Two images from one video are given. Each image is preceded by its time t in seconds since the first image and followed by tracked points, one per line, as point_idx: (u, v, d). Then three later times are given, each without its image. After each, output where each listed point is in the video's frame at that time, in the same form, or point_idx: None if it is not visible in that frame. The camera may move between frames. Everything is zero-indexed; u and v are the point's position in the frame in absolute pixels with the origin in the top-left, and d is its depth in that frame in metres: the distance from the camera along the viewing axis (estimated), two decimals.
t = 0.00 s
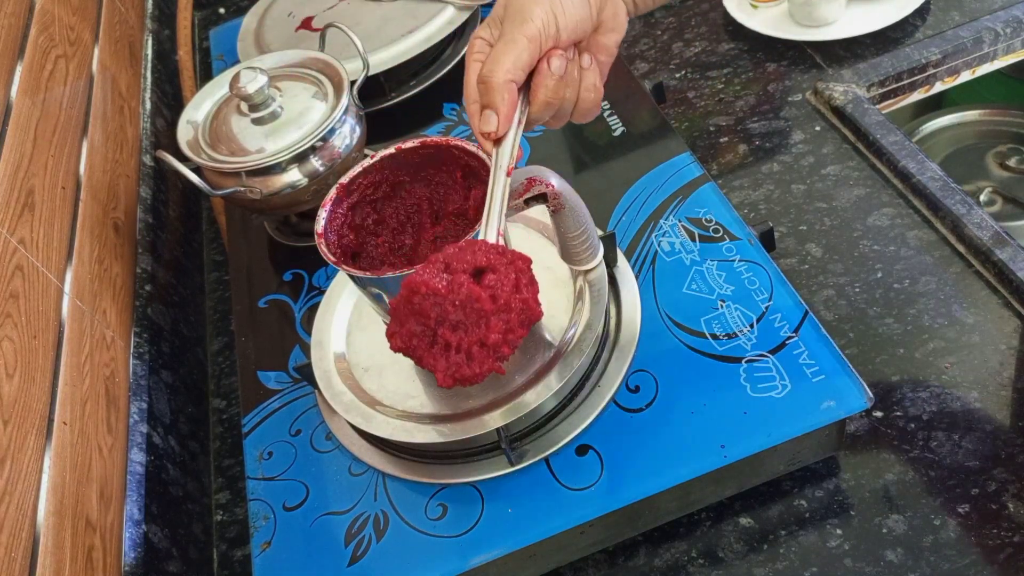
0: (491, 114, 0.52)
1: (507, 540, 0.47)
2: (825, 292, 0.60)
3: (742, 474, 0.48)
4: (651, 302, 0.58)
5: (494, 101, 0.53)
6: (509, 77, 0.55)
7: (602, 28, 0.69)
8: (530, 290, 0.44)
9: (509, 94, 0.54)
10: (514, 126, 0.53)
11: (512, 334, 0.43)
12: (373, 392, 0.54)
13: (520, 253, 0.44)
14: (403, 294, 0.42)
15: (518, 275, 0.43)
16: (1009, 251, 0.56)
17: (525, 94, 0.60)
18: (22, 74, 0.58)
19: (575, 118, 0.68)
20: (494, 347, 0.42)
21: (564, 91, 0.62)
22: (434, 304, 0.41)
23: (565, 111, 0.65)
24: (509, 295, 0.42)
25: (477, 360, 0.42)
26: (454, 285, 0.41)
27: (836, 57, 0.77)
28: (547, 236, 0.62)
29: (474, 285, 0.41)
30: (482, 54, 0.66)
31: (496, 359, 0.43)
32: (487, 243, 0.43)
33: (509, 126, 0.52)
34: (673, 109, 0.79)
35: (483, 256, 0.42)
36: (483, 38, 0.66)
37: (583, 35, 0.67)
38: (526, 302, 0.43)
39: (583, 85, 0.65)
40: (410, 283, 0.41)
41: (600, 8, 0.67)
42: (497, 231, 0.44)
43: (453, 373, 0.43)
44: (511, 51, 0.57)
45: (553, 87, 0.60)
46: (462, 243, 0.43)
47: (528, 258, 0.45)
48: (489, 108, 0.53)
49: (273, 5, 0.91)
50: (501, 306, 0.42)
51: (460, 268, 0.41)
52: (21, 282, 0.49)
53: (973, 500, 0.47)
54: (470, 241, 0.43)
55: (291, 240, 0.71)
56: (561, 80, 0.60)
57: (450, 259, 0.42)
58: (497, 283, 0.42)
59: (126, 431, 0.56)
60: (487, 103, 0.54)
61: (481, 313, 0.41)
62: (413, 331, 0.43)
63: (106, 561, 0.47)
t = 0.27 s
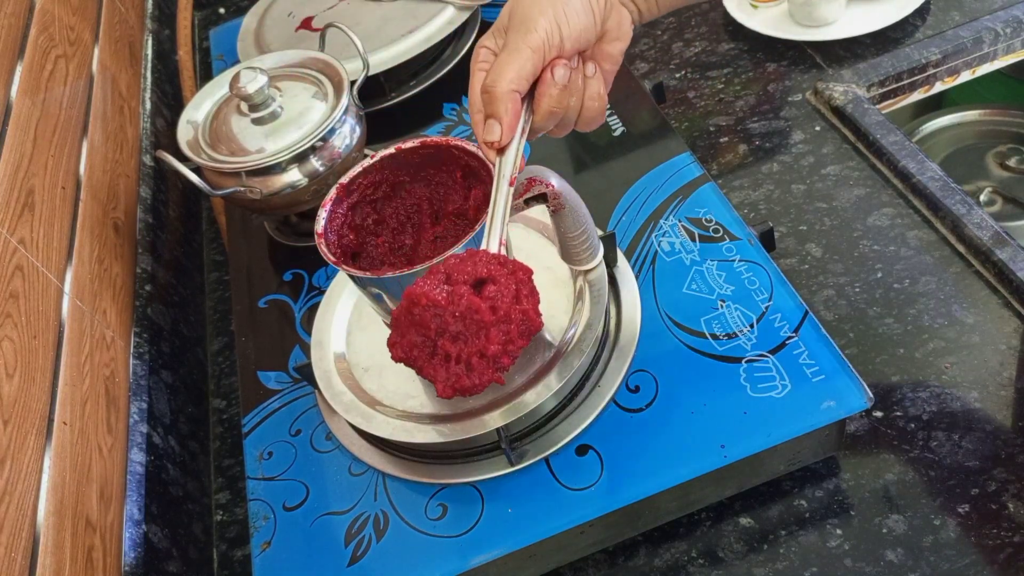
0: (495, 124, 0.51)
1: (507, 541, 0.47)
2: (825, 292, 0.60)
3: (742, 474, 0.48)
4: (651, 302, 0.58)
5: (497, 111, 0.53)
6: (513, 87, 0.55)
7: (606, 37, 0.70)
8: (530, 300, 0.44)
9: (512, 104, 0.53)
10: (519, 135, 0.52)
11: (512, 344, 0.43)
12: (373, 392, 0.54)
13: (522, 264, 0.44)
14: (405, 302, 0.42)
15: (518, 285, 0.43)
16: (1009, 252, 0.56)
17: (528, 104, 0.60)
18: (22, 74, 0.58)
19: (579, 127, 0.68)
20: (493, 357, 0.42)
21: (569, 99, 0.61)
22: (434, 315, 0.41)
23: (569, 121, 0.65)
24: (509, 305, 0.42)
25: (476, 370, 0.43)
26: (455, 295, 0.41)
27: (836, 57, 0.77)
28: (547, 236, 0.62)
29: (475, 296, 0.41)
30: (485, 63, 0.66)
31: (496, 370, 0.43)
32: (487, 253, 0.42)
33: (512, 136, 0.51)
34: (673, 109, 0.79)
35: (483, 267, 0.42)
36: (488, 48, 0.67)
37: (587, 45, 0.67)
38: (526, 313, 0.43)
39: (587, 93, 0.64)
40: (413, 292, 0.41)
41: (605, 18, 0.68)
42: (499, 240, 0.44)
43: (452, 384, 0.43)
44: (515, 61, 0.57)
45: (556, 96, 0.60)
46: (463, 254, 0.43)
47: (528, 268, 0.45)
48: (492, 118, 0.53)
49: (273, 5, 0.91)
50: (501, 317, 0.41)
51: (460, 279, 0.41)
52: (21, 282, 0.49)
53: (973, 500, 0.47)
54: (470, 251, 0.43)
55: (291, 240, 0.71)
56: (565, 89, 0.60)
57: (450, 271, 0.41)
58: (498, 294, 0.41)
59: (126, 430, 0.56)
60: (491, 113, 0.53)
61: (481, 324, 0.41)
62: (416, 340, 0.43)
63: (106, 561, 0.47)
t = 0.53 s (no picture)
0: (496, 124, 0.49)
1: (507, 540, 0.47)
2: (825, 292, 0.60)
3: (741, 474, 0.48)
4: (651, 302, 0.58)
5: (498, 113, 0.53)
6: (513, 89, 0.55)
7: (608, 39, 0.70)
8: (532, 303, 0.43)
9: (512, 106, 0.53)
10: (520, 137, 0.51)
11: (513, 347, 0.43)
12: (373, 392, 0.54)
13: (523, 266, 0.44)
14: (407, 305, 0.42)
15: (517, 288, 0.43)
16: (1009, 252, 0.56)
17: (529, 106, 0.59)
18: (22, 74, 0.58)
19: (580, 129, 0.68)
20: (495, 360, 0.42)
21: (569, 101, 0.61)
22: (435, 317, 0.41)
23: (569, 122, 0.65)
24: (510, 307, 0.42)
25: (477, 373, 0.42)
26: (455, 298, 0.41)
27: (836, 57, 0.77)
28: (547, 236, 0.62)
29: (475, 298, 0.41)
30: (486, 65, 0.66)
31: (498, 372, 0.43)
32: (489, 255, 0.42)
33: (514, 136, 0.49)
34: (673, 109, 0.79)
35: (484, 269, 0.42)
36: (489, 50, 0.67)
37: (588, 46, 0.67)
38: (527, 314, 0.42)
39: (588, 95, 0.64)
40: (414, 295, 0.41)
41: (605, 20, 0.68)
42: (500, 242, 0.44)
43: (453, 386, 0.43)
44: (515, 63, 0.57)
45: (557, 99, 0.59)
46: (464, 257, 0.43)
47: (530, 271, 0.45)
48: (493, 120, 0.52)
49: (273, 5, 0.91)
50: (502, 318, 0.41)
51: (461, 281, 0.41)
52: (21, 282, 0.49)
53: (973, 500, 0.47)
54: (472, 253, 0.43)
55: (291, 240, 0.71)
56: (565, 91, 0.60)
57: (451, 272, 0.42)
58: (498, 296, 0.41)
59: (126, 430, 0.56)
60: (491, 115, 0.53)
61: (482, 326, 0.41)
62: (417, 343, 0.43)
63: (106, 561, 0.47)
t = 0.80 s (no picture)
0: (494, 121, 0.52)
1: (507, 541, 0.47)
2: (825, 292, 0.60)
3: (741, 474, 0.48)
4: (651, 302, 0.58)
5: (496, 108, 0.53)
6: (511, 85, 0.55)
7: (606, 36, 0.70)
8: (529, 299, 0.44)
9: (511, 101, 0.53)
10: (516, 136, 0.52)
11: (511, 342, 0.43)
12: (373, 392, 0.54)
13: (521, 262, 0.44)
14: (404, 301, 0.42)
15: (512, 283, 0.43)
16: (1009, 252, 0.56)
17: (527, 101, 0.60)
18: (22, 74, 0.58)
19: (579, 126, 0.68)
20: (492, 355, 0.42)
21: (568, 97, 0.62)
22: (433, 313, 0.41)
23: (568, 119, 0.65)
24: (508, 303, 0.42)
25: (475, 368, 0.42)
26: (453, 293, 0.41)
27: (836, 57, 0.77)
28: (547, 236, 0.62)
29: (474, 293, 0.41)
30: (484, 61, 0.66)
31: (495, 368, 0.43)
32: (486, 251, 0.43)
33: (510, 135, 0.52)
34: (673, 109, 0.79)
35: (483, 264, 0.42)
36: (487, 46, 0.67)
37: (585, 43, 0.67)
38: (525, 310, 0.43)
39: (587, 91, 0.64)
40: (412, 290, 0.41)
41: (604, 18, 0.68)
42: (498, 239, 0.44)
43: (451, 382, 0.42)
44: (513, 59, 0.57)
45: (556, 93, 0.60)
46: (461, 253, 0.43)
47: (528, 267, 0.45)
48: (491, 116, 0.53)
49: (273, 5, 0.91)
50: (500, 314, 0.41)
51: (459, 276, 0.41)
52: (21, 282, 0.49)
53: (973, 500, 0.47)
54: (469, 250, 0.43)
55: (291, 240, 0.71)
56: (564, 87, 0.60)
57: (449, 268, 0.42)
58: (497, 291, 0.41)
59: (126, 430, 0.56)
60: (490, 110, 0.53)
61: (480, 321, 0.41)
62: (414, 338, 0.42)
63: (106, 561, 0.47)
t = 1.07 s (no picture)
0: (492, 114, 0.53)
1: (507, 541, 0.47)
2: (825, 292, 0.60)
3: (741, 474, 0.48)
4: (651, 302, 0.58)
5: (495, 100, 0.54)
6: (510, 77, 0.55)
7: (605, 30, 0.70)
8: (525, 288, 0.44)
9: (509, 94, 0.54)
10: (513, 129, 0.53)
11: (505, 331, 0.43)
12: (373, 392, 0.54)
13: (516, 252, 0.44)
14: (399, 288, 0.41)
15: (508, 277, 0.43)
16: (1009, 252, 0.56)
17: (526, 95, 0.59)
18: (22, 74, 0.58)
19: (577, 119, 0.68)
20: (487, 343, 0.42)
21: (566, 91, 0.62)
22: (428, 300, 0.41)
23: (567, 113, 0.65)
24: (503, 292, 0.42)
25: (469, 356, 0.43)
26: (449, 281, 0.41)
27: (836, 57, 0.77)
28: (547, 236, 0.62)
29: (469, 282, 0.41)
30: (483, 53, 0.66)
31: (489, 356, 0.43)
32: (482, 240, 0.43)
33: (509, 126, 0.53)
34: (673, 109, 0.79)
35: (479, 253, 0.42)
36: (486, 39, 0.67)
37: (585, 37, 0.66)
38: (520, 299, 0.43)
39: (585, 86, 0.65)
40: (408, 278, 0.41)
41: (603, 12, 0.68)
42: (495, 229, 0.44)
43: (445, 368, 0.43)
44: (513, 51, 0.57)
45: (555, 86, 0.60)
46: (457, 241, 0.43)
47: (523, 257, 0.45)
48: (489, 107, 0.54)
49: (273, 5, 0.91)
50: (495, 302, 0.42)
51: (455, 265, 0.41)
52: (21, 282, 0.49)
53: (973, 500, 0.47)
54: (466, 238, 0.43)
55: (291, 240, 0.71)
56: (562, 81, 0.60)
57: (446, 256, 0.42)
58: (492, 280, 0.42)
59: (126, 430, 0.56)
60: (488, 102, 0.55)
61: (475, 309, 0.41)
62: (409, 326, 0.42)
63: (106, 561, 0.47)
